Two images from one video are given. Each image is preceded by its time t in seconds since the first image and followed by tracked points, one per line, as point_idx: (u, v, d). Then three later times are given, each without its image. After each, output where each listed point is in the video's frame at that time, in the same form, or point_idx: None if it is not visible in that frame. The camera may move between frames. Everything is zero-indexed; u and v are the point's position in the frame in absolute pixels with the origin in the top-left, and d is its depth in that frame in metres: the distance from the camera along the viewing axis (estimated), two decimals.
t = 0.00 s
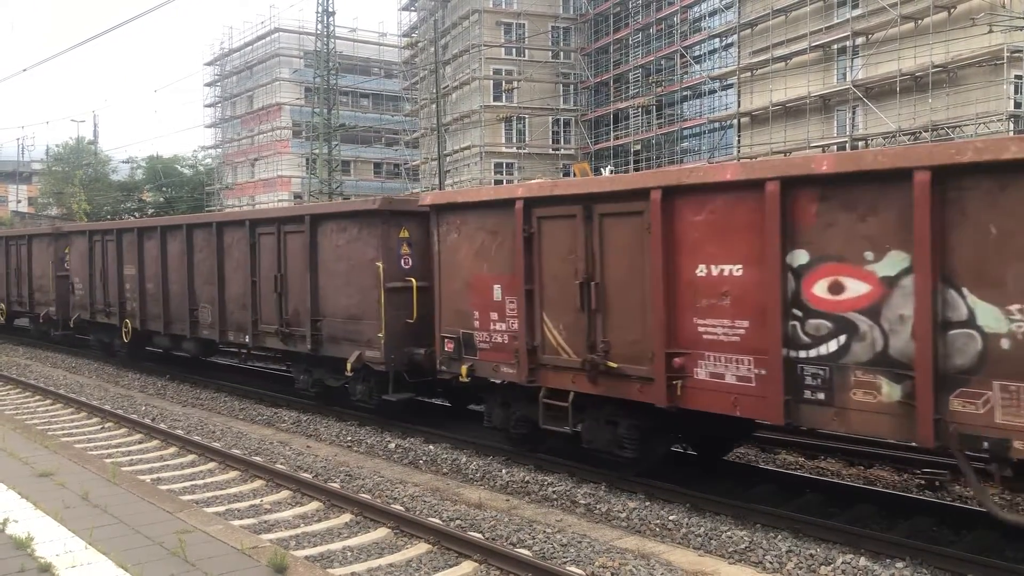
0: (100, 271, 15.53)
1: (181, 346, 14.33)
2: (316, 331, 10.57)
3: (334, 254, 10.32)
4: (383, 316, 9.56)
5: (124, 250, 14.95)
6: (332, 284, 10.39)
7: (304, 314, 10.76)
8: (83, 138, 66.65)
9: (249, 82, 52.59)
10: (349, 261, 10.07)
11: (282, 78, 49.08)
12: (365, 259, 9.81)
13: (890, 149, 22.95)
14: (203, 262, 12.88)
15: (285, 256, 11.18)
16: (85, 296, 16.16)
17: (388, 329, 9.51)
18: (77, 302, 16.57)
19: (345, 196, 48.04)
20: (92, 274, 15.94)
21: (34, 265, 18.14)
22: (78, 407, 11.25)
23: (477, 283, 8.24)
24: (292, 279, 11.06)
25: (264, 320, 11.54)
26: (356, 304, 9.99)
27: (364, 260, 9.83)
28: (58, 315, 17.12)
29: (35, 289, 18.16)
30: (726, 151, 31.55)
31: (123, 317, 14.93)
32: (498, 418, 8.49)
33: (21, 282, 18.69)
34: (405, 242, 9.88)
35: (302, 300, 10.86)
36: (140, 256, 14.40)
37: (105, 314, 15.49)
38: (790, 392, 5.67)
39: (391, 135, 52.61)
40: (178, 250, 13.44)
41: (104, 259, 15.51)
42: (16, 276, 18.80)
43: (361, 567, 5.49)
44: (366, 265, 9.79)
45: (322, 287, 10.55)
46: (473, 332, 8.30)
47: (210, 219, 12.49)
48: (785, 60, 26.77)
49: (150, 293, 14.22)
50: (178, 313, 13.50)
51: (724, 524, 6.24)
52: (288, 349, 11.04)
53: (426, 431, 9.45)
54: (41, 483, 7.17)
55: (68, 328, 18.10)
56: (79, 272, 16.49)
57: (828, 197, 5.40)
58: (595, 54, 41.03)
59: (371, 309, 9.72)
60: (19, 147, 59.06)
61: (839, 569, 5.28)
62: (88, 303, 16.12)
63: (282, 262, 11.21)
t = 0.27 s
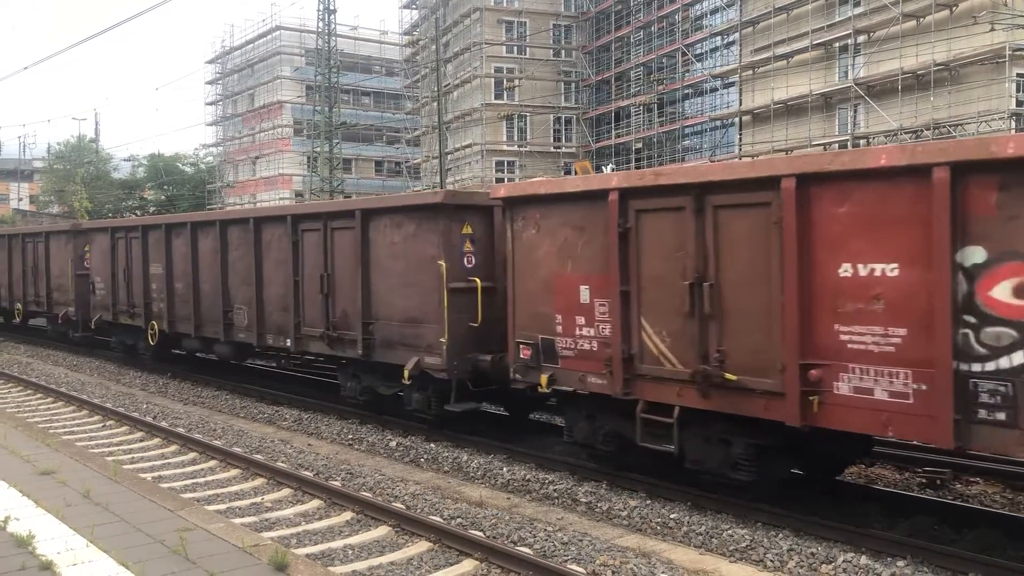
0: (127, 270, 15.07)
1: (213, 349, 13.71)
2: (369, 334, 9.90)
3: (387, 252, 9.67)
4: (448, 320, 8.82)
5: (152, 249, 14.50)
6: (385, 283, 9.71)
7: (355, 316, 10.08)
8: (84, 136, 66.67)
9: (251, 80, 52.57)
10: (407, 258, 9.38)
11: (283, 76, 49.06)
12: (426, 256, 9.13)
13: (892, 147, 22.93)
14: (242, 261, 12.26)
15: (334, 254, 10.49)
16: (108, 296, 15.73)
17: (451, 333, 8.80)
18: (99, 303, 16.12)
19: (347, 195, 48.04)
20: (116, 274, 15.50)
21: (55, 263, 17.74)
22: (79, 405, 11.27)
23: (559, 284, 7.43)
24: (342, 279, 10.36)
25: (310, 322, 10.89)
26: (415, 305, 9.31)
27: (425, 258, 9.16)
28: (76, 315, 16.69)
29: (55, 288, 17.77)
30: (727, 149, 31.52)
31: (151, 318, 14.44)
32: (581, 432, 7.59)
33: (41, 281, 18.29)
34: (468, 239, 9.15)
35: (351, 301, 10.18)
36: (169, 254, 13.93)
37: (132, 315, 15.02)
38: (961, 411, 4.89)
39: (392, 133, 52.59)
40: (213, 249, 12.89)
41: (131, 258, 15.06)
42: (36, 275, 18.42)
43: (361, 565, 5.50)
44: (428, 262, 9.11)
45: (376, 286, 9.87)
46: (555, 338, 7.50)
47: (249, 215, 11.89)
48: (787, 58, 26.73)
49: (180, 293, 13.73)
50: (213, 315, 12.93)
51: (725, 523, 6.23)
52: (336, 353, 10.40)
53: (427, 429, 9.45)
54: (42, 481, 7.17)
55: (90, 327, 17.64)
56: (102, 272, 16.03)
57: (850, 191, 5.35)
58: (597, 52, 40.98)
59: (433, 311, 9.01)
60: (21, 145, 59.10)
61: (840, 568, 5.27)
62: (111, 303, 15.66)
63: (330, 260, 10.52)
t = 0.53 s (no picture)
0: (160, 272, 14.21)
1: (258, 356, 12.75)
2: (449, 344, 8.82)
3: (472, 251, 8.52)
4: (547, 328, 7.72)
5: (190, 249, 13.59)
6: (467, 286, 8.60)
7: (433, 324, 8.98)
8: (87, 135, 66.74)
9: (253, 80, 52.61)
10: (497, 259, 8.24)
11: (286, 75, 49.09)
12: (519, 257, 7.99)
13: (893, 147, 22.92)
14: (298, 262, 11.17)
15: (406, 254, 9.37)
16: (138, 298, 14.93)
17: (551, 343, 7.72)
18: (128, 306, 15.31)
19: (348, 195, 48.09)
20: (148, 275, 14.65)
21: (79, 263, 16.96)
22: (81, 404, 11.28)
23: (696, 288, 6.34)
24: (416, 281, 9.25)
25: (377, 329, 9.82)
26: (505, 312, 8.18)
27: (517, 259, 8.02)
28: (104, 319, 15.88)
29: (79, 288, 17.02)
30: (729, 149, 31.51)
31: (188, 321, 13.55)
32: (719, 461, 6.59)
33: (63, 281, 17.50)
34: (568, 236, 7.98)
35: (428, 306, 9.07)
36: (211, 254, 12.96)
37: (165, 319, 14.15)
38: None
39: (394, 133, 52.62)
40: (264, 247, 11.82)
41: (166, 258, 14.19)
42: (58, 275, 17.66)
43: (362, 564, 5.50)
44: (521, 265, 7.98)
45: (456, 289, 8.77)
46: (688, 350, 6.41)
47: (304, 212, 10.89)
48: (789, 58, 26.73)
49: (224, 295, 12.76)
50: (263, 320, 11.89)
51: (727, 523, 6.23)
52: (408, 363, 9.34)
53: (429, 428, 9.44)
54: (44, 479, 7.18)
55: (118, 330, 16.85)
56: (133, 273, 15.21)
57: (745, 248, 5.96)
58: (599, 52, 40.97)
59: (528, 320, 7.90)
60: (24, 143, 59.18)
61: (841, 569, 5.27)
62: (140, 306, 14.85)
63: (402, 260, 9.41)
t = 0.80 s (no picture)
0: (192, 275, 13.15)
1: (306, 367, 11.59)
2: (536, 357, 7.63)
3: (566, 252, 7.33)
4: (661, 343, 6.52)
5: (228, 250, 12.46)
6: (558, 292, 7.42)
7: (516, 336, 7.78)
8: (88, 137, 66.69)
9: (254, 82, 52.62)
10: (598, 261, 7.05)
11: (287, 78, 49.08)
12: (626, 260, 6.81)
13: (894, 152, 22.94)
14: (355, 263, 9.97)
15: (481, 255, 8.18)
16: (166, 303, 13.86)
17: (667, 358, 6.54)
18: (155, 311, 14.24)
19: (349, 197, 48.10)
20: (177, 278, 13.59)
21: (100, 265, 15.96)
22: (81, 405, 11.28)
23: (859, 297, 5.18)
24: (494, 286, 8.06)
25: (447, 340, 8.62)
26: (606, 323, 6.99)
27: (622, 262, 6.83)
28: (129, 325, 14.59)
29: (99, 292, 16.00)
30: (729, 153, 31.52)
31: (224, 328, 12.46)
32: (881, 498, 5.50)
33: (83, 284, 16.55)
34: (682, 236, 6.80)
35: (509, 315, 7.89)
36: (251, 255, 11.82)
37: (197, 325, 13.06)
38: None
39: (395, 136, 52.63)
40: (314, 247, 10.65)
41: (198, 261, 13.13)
42: (77, 279, 16.72)
43: (362, 567, 5.50)
44: (628, 268, 6.78)
45: (544, 295, 7.58)
46: (850, 370, 5.23)
47: (331, 212, 10.30)
48: (790, 62, 26.76)
49: (265, 301, 11.62)
50: (311, 327, 10.72)
51: (726, 527, 6.24)
52: (484, 378, 8.17)
53: (428, 431, 9.43)
54: (43, 481, 7.17)
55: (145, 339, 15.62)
56: (160, 275, 14.14)
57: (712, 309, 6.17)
58: (600, 55, 40.97)
59: (638, 333, 6.71)
60: (24, 145, 59.12)
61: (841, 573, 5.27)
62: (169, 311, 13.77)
63: (476, 262, 8.23)
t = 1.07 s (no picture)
0: (228, 278, 12.28)
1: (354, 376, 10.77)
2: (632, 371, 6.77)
3: (670, 254, 6.46)
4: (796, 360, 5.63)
5: (267, 252, 11.56)
6: (659, 301, 6.58)
7: (609, 347, 6.93)
8: (89, 140, 66.74)
9: (255, 84, 52.65)
10: (712, 264, 6.16)
11: (287, 80, 49.10)
12: (747, 263, 5.92)
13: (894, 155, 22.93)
14: (414, 266, 9.08)
15: (563, 258, 7.32)
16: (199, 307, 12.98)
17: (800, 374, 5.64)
18: (186, 316, 13.39)
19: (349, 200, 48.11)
20: (212, 280, 12.72)
21: (127, 269, 15.26)
22: (81, 407, 11.27)
23: None
24: (580, 293, 7.19)
25: (527, 350, 7.74)
26: (722, 336, 6.10)
27: (743, 266, 5.94)
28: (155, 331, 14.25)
29: (126, 297, 15.27)
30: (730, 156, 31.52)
31: (263, 335, 11.57)
32: None
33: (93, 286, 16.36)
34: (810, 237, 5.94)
35: (600, 324, 7.02)
36: (294, 258, 10.93)
37: (234, 331, 12.18)
38: None
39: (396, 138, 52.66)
40: (366, 250, 9.76)
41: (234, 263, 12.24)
42: (102, 284, 16.01)
43: (362, 570, 5.49)
44: (750, 272, 5.91)
45: (640, 303, 6.73)
46: None
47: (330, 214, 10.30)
48: (791, 65, 26.77)
49: (309, 307, 10.74)
50: (362, 335, 9.85)
51: (727, 530, 6.23)
52: (571, 395, 7.32)
53: (427, 433, 9.43)
54: (43, 483, 7.16)
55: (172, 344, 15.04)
56: (192, 278, 13.25)
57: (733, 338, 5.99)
58: (600, 58, 40.99)
59: (762, 347, 5.83)
60: (25, 147, 59.16)
61: None
62: (202, 316, 12.90)
63: (558, 266, 7.36)
